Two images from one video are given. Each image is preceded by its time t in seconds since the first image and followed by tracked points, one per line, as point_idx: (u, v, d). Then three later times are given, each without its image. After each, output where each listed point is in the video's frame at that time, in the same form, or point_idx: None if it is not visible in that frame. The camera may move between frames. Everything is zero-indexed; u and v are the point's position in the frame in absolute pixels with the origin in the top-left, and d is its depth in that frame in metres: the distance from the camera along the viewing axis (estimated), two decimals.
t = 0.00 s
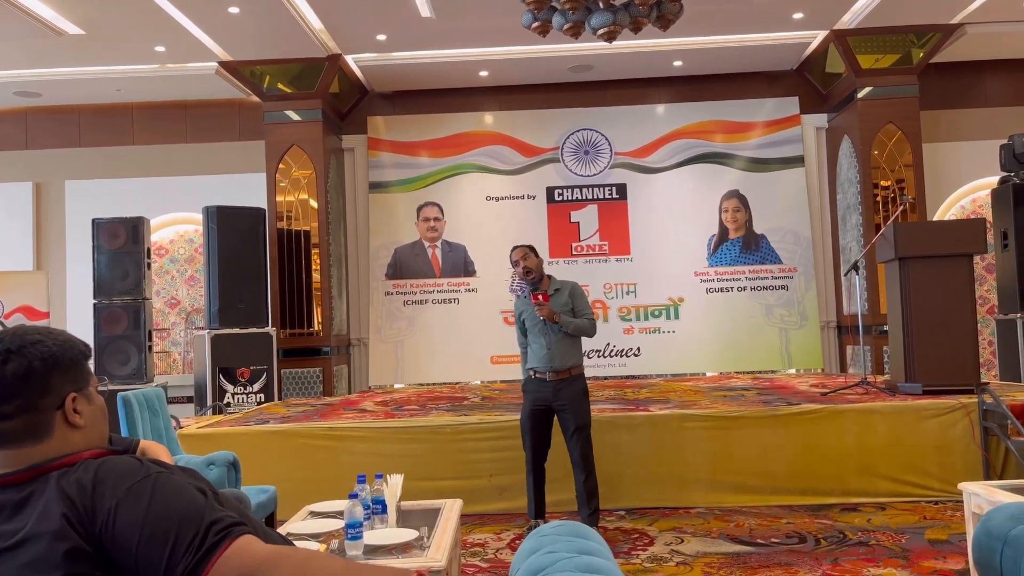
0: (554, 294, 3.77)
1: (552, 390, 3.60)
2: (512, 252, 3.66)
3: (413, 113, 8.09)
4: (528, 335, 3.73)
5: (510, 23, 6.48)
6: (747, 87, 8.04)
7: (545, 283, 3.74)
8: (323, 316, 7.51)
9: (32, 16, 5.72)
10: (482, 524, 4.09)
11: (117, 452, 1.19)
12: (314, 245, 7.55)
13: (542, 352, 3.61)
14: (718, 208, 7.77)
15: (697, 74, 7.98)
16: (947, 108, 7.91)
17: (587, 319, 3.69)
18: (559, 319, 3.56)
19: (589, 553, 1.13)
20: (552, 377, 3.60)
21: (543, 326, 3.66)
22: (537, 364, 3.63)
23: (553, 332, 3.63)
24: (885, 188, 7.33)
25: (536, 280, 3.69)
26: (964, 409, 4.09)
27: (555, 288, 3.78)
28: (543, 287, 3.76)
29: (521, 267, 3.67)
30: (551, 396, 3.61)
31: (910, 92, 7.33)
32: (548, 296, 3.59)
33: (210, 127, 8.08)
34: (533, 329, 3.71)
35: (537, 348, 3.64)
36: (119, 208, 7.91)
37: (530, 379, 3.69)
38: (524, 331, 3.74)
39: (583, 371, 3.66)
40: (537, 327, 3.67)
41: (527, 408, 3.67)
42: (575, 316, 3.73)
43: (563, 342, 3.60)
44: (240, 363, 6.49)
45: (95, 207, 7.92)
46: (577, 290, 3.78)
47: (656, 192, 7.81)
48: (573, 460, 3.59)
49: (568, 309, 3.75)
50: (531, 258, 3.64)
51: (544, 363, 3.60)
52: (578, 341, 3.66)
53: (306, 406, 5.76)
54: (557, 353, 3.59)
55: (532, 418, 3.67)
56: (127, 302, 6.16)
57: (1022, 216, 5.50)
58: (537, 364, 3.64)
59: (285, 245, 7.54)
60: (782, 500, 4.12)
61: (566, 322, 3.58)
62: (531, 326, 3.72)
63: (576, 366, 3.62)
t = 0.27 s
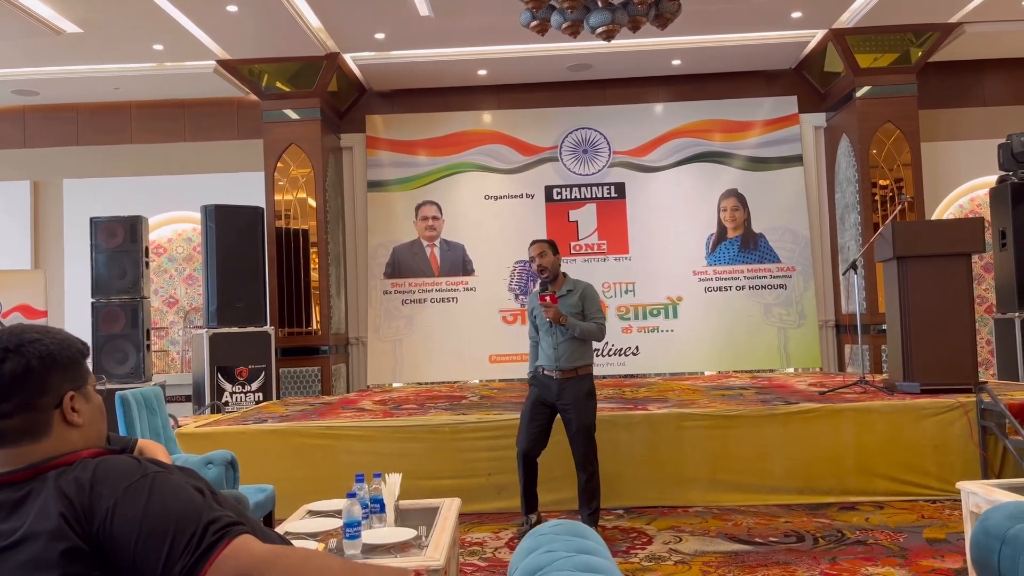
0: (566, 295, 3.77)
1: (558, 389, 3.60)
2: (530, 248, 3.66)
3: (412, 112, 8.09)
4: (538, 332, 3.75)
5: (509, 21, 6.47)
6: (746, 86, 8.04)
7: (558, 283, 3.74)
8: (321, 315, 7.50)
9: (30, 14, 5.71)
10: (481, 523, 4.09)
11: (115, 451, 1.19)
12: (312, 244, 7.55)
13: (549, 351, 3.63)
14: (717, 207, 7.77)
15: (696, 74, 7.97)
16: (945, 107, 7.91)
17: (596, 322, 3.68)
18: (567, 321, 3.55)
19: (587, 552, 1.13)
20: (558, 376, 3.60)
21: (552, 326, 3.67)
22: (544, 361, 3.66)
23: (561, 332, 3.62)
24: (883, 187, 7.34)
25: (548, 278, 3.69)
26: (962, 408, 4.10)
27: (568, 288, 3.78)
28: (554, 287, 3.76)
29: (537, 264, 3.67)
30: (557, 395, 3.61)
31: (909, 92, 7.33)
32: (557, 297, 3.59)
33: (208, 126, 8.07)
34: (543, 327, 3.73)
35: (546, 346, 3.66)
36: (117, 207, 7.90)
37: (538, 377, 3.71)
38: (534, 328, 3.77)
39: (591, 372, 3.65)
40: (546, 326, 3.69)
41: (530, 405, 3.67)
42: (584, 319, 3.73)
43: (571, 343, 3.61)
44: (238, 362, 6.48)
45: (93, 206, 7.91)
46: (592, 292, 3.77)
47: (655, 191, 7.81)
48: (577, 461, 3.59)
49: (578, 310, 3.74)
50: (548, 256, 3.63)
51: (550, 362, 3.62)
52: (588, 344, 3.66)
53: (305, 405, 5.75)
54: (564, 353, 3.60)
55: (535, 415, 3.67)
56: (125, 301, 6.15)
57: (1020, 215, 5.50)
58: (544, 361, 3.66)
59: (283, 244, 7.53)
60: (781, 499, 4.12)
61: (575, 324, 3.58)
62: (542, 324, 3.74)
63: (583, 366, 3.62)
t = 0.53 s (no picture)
0: (568, 293, 3.78)
1: (559, 387, 3.59)
2: (531, 246, 3.62)
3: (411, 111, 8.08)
4: (538, 332, 3.74)
5: (508, 20, 6.47)
6: (746, 86, 8.03)
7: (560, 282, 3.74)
8: (321, 314, 7.50)
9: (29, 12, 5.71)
10: (480, 522, 4.09)
11: (115, 450, 1.19)
12: (312, 243, 7.54)
13: (551, 351, 3.63)
14: (716, 206, 7.77)
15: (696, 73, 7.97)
16: (945, 107, 7.91)
17: (598, 322, 3.71)
18: (571, 321, 3.57)
19: (586, 551, 1.13)
20: (559, 375, 3.60)
21: (554, 326, 3.68)
22: (545, 361, 3.64)
23: (564, 331, 3.64)
24: (882, 187, 7.34)
25: (552, 277, 3.68)
26: (962, 407, 4.10)
27: (568, 287, 3.79)
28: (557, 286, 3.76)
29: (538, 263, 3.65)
30: (557, 394, 3.60)
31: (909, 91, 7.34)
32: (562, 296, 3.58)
33: (208, 124, 8.07)
34: (544, 326, 3.72)
35: (547, 346, 3.66)
36: (116, 205, 7.89)
37: (535, 377, 3.68)
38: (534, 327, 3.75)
39: (590, 370, 3.64)
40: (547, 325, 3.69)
41: (533, 405, 3.65)
42: (586, 318, 3.75)
43: (573, 343, 3.62)
44: (237, 361, 6.48)
45: (93, 204, 7.91)
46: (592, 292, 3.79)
47: (655, 190, 7.81)
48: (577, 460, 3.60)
49: (579, 310, 3.76)
50: (551, 255, 3.62)
51: (552, 362, 3.62)
52: (589, 344, 3.67)
53: (304, 403, 5.76)
54: (566, 352, 3.60)
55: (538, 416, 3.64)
56: (124, 299, 6.15)
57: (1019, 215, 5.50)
58: (544, 361, 3.65)
59: (282, 243, 7.52)
60: (780, 498, 4.12)
61: (578, 324, 3.59)
62: (542, 325, 3.74)
63: (584, 366, 3.63)
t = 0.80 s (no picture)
0: (563, 292, 3.78)
1: (555, 386, 3.60)
2: (525, 245, 3.61)
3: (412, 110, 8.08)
4: (531, 331, 3.72)
5: (509, 19, 6.46)
6: (747, 85, 8.03)
7: (555, 281, 3.73)
8: (321, 312, 7.50)
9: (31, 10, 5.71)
10: (480, 521, 4.09)
11: (116, 448, 1.19)
12: (312, 241, 7.54)
13: (547, 349, 3.61)
14: (717, 206, 7.77)
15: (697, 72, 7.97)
16: (946, 107, 7.91)
17: (592, 320, 3.72)
18: (567, 319, 3.57)
19: (586, 549, 1.13)
20: (555, 374, 3.59)
21: (549, 324, 3.66)
22: (540, 359, 3.62)
23: (560, 329, 3.63)
24: (883, 186, 7.34)
25: (547, 275, 3.68)
26: (962, 407, 4.10)
27: (563, 286, 3.79)
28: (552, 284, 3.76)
29: (533, 261, 3.63)
30: (553, 393, 3.60)
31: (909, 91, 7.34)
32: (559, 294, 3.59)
33: (208, 123, 8.07)
34: (538, 325, 3.71)
35: (541, 345, 3.64)
36: (117, 203, 7.90)
37: (530, 377, 3.67)
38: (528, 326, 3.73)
39: (582, 370, 3.65)
40: (542, 324, 3.67)
41: (528, 407, 3.63)
42: (580, 316, 3.76)
43: (569, 341, 3.61)
44: (238, 359, 6.48)
45: (93, 202, 7.91)
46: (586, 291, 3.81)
47: (655, 190, 7.82)
48: (574, 459, 3.60)
49: (574, 308, 3.77)
50: (545, 253, 3.61)
51: (548, 360, 3.60)
52: (583, 343, 3.68)
53: (304, 402, 5.77)
54: (562, 351, 3.60)
55: (533, 416, 3.63)
56: (125, 297, 6.15)
57: (1020, 215, 5.50)
58: (539, 360, 3.63)
59: (283, 241, 7.53)
60: (780, 498, 4.12)
61: (575, 322, 3.60)
62: (536, 323, 3.72)
63: (578, 365, 3.63)
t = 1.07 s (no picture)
0: (558, 291, 3.78)
1: (550, 386, 3.60)
2: (520, 244, 3.60)
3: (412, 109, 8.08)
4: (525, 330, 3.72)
5: (510, 18, 6.46)
6: (747, 85, 8.03)
7: (550, 280, 3.73)
8: (321, 311, 7.51)
9: (32, 9, 5.71)
10: (479, 520, 4.10)
11: (118, 446, 1.19)
12: (312, 241, 7.54)
13: (542, 349, 3.61)
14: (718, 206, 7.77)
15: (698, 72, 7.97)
16: (947, 107, 7.90)
17: (586, 319, 3.72)
18: (563, 318, 3.57)
19: (586, 549, 1.13)
20: (550, 374, 3.60)
21: (544, 323, 3.66)
22: (535, 360, 3.62)
23: (555, 329, 3.63)
24: (883, 187, 7.34)
25: (542, 275, 3.66)
26: (962, 408, 4.10)
27: (558, 285, 3.78)
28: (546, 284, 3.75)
29: (529, 261, 3.62)
30: (548, 393, 3.60)
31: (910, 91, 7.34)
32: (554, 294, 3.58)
33: (209, 122, 8.07)
34: (533, 324, 3.69)
35: (536, 344, 3.63)
36: (117, 202, 7.90)
37: (524, 376, 3.67)
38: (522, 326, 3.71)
39: (576, 370, 3.66)
40: (537, 323, 3.67)
41: (524, 407, 3.64)
42: (575, 316, 3.75)
43: (563, 340, 3.62)
44: (238, 358, 6.48)
45: (93, 201, 7.91)
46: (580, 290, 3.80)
47: (655, 189, 7.82)
48: (570, 459, 3.61)
49: (569, 307, 3.76)
50: (539, 253, 3.62)
51: (543, 360, 3.60)
52: (576, 342, 3.68)
53: (304, 401, 5.77)
54: (556, 351, 3.60)
55: (528, 416, 3.64)
56: (125, 296, 6.15)
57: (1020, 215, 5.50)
58: (534, 360, 3.63)
59: (283, 240, 7.53)
60: (780, 498, 4.12)
61: (570, 322, 3.60)
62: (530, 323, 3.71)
63: (572, 365, 3.64)
